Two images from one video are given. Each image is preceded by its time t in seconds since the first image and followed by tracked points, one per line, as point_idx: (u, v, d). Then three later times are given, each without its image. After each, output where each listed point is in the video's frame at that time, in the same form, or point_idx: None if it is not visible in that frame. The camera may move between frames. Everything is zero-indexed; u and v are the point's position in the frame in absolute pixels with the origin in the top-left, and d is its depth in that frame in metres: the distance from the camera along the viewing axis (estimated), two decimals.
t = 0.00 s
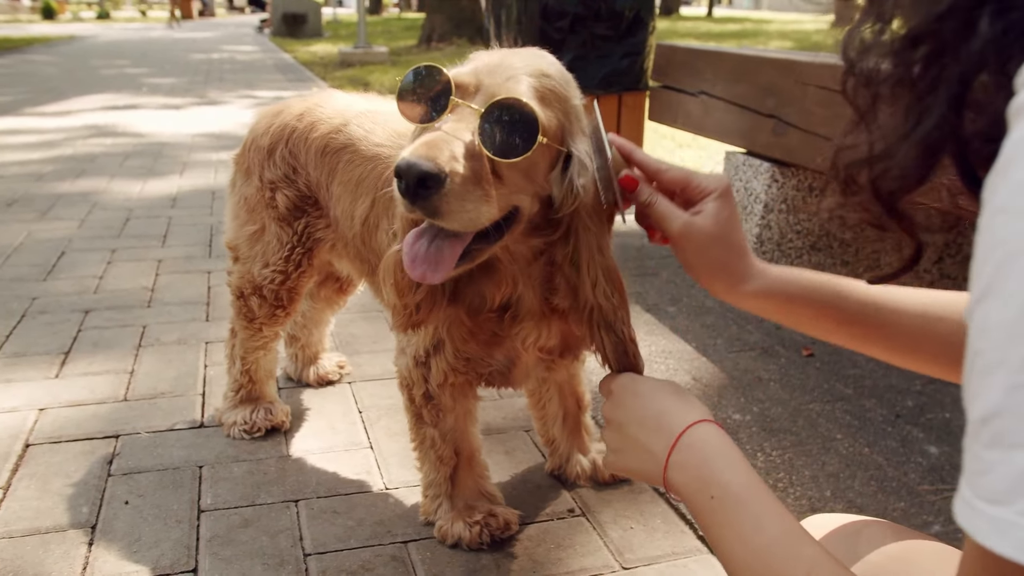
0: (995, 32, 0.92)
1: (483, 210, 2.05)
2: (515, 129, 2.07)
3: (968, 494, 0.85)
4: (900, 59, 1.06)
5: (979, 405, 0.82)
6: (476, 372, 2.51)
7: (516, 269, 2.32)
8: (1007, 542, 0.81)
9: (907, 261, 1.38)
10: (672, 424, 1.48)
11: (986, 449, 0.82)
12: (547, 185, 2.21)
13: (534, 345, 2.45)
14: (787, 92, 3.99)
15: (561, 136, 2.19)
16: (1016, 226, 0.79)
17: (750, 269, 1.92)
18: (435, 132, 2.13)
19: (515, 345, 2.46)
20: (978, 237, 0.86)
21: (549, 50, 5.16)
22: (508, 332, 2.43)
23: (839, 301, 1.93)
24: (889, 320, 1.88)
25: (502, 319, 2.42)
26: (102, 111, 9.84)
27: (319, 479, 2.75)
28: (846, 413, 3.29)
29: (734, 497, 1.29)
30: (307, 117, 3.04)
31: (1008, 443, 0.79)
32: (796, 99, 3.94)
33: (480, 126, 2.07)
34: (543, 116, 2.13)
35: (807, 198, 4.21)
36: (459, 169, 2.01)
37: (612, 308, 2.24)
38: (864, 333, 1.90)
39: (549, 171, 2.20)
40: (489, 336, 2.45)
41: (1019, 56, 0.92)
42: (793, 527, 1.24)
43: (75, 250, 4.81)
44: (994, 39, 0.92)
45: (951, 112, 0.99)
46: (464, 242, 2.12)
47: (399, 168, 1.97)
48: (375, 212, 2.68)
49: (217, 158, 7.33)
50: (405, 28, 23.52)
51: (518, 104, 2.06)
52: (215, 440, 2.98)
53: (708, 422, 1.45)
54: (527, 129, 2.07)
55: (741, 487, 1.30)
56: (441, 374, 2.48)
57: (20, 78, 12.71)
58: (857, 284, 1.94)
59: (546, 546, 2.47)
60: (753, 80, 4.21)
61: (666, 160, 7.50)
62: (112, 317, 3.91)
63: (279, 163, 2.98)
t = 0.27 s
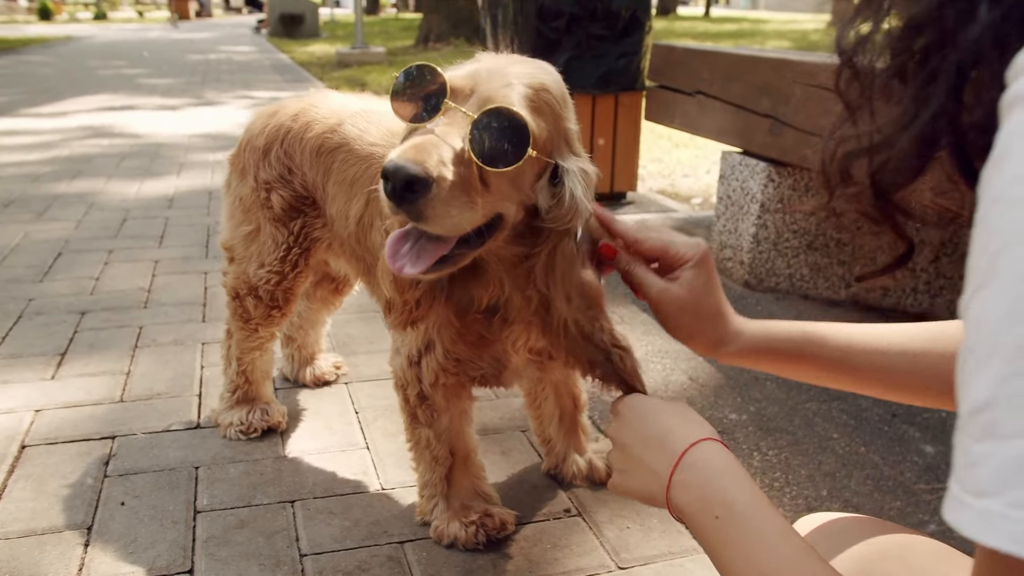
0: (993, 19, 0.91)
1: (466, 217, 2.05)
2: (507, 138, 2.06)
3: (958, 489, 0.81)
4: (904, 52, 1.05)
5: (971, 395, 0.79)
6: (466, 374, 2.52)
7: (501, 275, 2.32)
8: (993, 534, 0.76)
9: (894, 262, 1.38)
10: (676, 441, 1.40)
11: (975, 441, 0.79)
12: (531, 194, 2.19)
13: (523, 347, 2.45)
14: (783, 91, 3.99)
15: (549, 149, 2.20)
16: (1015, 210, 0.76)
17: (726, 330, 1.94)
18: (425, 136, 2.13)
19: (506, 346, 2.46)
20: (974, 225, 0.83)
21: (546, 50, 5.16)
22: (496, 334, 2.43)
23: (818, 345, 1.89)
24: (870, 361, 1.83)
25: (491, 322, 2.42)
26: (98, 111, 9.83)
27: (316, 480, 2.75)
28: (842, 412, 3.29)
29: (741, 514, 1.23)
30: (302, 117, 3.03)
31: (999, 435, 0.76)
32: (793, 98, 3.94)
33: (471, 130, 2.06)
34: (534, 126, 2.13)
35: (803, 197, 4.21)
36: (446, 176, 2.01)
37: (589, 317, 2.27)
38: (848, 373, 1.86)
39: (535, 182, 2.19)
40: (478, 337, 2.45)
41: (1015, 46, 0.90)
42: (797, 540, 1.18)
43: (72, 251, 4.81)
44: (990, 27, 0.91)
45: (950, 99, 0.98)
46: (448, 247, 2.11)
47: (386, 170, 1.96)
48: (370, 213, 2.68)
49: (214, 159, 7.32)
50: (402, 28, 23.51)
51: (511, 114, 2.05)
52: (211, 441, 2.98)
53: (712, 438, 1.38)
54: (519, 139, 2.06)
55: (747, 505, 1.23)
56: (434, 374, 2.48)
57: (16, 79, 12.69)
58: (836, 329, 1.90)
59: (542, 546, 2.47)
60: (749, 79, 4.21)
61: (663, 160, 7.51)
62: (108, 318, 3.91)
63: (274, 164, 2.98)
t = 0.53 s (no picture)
0: (985, 15, 0.89)
1: (463, 221, 2.06)
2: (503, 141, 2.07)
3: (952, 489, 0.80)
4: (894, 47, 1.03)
5: (966, 392, 0.79)
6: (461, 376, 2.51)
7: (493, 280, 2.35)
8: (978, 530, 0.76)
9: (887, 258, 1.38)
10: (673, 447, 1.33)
11: (968, 439, 0.79)
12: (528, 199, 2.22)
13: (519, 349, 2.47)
14: (779, 93, 3.99)
15: (546, 152, 2.23)
16: (1010, 207, 0.76)
17: (721, 374, 1.79)
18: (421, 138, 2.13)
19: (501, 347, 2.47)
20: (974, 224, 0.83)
21: (543, 52, 5.17)
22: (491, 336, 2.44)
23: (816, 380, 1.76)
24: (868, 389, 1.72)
25: (485, 322, 2.44)
26: (96, 113, 9.82)
27: (313, 481, 2.75)
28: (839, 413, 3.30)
29: (750, 524, 1.19)
30: (299, 118, 3.04)
31: (993, 431, 0.76)
32: (789, 99, 3.95)
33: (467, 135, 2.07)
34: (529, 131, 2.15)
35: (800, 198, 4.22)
36: (443, 180, 2.02)
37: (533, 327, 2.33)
38: (853, 405, 1.74)
39: (532, 184, 2.22)
40: (474, 338, 2.46)
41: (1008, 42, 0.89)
42: (808, 556, 1.15)
43: (69, 253, 4.81)
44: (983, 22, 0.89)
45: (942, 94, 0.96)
46: (444, 253, 2.11)
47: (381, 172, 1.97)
48: (365, 215, 2.69)
49: (212, 161, 7.32)
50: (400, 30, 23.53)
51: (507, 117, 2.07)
52: (208, 442, 2.98)
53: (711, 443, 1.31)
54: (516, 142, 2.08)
55: (755, 513, 1.20)
56: (430, 375, 2.48)
57: (14, 81, 12.68)
58: (831, 357, 1.78)
59: (539, 548, 2.47)
60: (745, 81, 4.22)
61: (660, 161, 7.52)
62: (105, 320, 3.91)
63: (271, 165, 2.98)
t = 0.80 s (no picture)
0: (986, 13, 0.88)
1: (474, 215, 2.07)
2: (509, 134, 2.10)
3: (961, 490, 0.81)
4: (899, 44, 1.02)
5: (973, 392, 0.79)
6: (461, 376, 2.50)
7: (501, 276, 2.37)
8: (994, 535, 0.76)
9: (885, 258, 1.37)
10: (665, 439, 1.33)
11: (975, 440, 0.78)
12: (537, 187, 2.28)
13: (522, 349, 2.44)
14: (778, 93, 4.00)
15: (551, 139, 2.28)
16: (1013, 207, 0.75)
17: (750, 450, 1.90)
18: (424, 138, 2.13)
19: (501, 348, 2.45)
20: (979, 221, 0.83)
21: (542, 52, 5.17)
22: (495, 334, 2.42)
23: (832, 438, 1.81)
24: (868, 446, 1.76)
25: (489, 322, 2.41)
26: (95, 114, 9.82)
27: (311, 482, 2.75)
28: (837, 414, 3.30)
29: (741, 520, 1.19)
30: (298, 119, 3.04)
31: (1002, 432, 0.75)
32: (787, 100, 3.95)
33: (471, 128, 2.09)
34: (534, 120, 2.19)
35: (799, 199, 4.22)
36: (452, 175, 2.02)
37: (560, 302, 2.32)
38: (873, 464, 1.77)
39: (540, 174, 2.28)
40: (476, 339, 2.44)
41: (1009, 42, 0.88)
42: (806, 552, 1.15)
43: (68, 253, 4.81)
44: (984, 21, 0.88)
45: (944, 94, 0.94)
46: (456, 249, 2.13)
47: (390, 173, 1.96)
48: (364, 215, 2.70)
49: (211, 161, 7.32)
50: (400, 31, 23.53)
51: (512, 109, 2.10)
52: (207, 443, 2.98)
53: (702, 438, 1.33)
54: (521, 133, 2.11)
55: (746, 509, 1.20)
56: (429, 376, 2.48)
57: (13, 82, 12.67)
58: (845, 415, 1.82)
59: (537, 548, 2.47)
60: (744, 82, 4.22)
61: (660, 162, 7.52)
62: (104, 320, 3.91)
63: (270, 166, 2.98)
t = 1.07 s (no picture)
0: (996, 20, 0.87)
1: (490, 206, 2.11)
2: (520, 125, 2.17)
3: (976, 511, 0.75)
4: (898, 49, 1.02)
5: (988, 407, 0.74)
6: (464, 381, 2.51)
7: (513, 279, 2.39)
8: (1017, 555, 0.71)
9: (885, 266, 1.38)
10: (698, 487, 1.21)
11: (991, 456, 0.74)
12: (547, 183, 2.30)
13: (524, 352, 2.46)
14: (777, 98, 4.00)
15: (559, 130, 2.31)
16: None
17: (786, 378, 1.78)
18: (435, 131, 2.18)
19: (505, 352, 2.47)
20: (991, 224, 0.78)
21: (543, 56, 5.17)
22: (500, 339, 2.45)
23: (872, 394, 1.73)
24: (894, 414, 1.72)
25: (492, 326, 2.44)
26: (97, 117, 9.84)
27: (311, 485, 2.75)
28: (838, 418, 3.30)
29: None
30: (298, 124, 3.05)
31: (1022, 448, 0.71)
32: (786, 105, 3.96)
33: (485, 119, 2.15)
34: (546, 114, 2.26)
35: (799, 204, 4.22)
36: (468, 165, 2.07)
37: (624, 291, 2.28)
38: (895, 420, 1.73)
39: (550, 168, 2.31)
40: (480, 343, 2.46)
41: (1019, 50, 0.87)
42: None
43: (69, 257, 4.81)
44: (992, 29, 0.88)
45: (949, 101, 0.94)
46: (472, 241, 2.16)
47: (409, 165, 2.01)
48: (365, 220, 2.71)
49: (212, 165, 7.33)
50: (401, 35, 23.57)
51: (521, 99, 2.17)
52: (207, 446, 2.98)
53: (734, 483, 1.22)
54: (531, 124, 2.17)
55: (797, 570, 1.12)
56: (430, 381, 2.48)
57: (15, 85, 12.69)
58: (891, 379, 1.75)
59: (536, 553, 2.47)
60: (744, 86, 4.23)
61: (660, 166, 7.53)
62: (104, 323, 3.91)
63: (270, 170, 2.99)
